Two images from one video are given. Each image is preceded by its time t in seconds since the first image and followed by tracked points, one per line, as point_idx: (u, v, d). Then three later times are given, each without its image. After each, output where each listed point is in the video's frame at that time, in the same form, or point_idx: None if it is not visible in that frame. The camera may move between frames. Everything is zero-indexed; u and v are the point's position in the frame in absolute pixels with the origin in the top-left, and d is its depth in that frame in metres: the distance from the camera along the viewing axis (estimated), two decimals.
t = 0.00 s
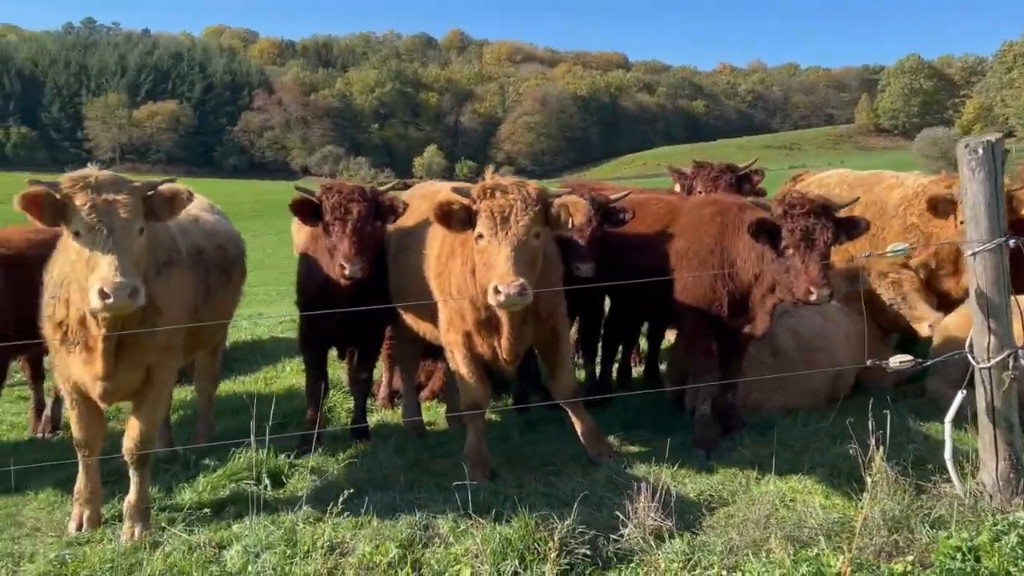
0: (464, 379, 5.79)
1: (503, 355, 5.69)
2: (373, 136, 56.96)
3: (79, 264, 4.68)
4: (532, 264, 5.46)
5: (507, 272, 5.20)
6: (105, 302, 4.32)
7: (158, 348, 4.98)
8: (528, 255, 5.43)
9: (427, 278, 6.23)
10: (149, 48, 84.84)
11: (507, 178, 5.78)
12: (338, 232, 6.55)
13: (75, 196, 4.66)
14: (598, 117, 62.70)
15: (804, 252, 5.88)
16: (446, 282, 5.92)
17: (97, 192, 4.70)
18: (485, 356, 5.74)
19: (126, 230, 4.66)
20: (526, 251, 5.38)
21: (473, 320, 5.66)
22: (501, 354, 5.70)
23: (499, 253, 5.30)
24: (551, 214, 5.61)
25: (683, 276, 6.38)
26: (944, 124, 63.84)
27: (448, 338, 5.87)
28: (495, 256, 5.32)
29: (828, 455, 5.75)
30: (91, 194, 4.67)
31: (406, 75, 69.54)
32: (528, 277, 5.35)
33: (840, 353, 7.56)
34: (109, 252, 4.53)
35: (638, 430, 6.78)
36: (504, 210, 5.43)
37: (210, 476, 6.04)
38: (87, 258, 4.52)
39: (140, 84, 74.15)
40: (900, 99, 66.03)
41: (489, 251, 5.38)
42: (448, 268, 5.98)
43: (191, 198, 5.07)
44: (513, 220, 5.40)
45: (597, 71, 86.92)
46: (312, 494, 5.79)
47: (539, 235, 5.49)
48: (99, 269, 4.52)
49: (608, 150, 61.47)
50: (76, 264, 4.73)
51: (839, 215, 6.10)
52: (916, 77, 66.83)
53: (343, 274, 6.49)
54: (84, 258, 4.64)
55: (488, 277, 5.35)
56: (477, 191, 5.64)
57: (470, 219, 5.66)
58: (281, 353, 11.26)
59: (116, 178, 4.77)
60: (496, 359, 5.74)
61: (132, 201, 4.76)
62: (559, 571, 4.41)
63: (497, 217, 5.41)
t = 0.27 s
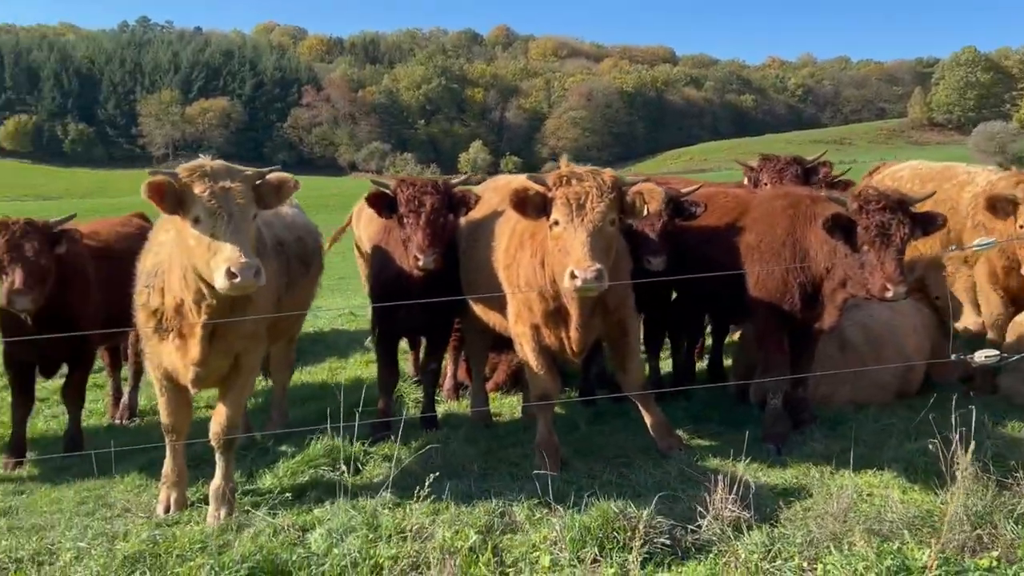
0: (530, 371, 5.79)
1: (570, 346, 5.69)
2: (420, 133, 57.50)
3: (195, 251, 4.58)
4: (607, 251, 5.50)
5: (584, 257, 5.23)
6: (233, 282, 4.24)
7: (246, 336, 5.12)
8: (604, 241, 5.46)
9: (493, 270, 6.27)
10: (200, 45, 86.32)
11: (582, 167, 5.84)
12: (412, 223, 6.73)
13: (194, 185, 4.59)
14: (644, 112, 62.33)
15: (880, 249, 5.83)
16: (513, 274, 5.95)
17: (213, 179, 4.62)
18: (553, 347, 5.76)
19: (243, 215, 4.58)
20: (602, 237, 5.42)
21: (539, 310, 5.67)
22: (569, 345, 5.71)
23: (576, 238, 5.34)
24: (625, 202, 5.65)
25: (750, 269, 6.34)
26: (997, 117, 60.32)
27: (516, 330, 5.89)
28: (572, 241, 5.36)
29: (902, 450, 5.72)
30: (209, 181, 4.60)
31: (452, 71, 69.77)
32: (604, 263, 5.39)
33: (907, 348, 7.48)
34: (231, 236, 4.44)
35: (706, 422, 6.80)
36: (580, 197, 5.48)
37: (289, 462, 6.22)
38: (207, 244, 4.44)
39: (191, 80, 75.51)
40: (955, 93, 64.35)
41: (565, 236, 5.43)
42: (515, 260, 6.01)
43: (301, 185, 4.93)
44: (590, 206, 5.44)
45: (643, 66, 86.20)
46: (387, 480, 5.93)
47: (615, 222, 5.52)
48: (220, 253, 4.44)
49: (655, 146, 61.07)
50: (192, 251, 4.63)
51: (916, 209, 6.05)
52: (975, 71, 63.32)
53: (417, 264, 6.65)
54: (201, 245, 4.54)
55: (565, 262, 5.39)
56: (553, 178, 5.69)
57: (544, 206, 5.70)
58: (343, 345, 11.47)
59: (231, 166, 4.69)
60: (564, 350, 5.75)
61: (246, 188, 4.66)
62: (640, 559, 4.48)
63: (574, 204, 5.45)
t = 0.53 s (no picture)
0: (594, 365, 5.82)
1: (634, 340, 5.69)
2: (461, 129, 57.77)
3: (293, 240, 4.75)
4: (674, 243, 5.49)
5: (651, 247, 5.22)
6: (333, 267, 4.39)
7: (321, 326, 5.28)
8: (670, 233, 5.46)
9: (556, 263, 6.29)
10: (245, 44, 87.59)
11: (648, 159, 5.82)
12: (475, 216, 6.81)
13: (292, 176, 4.78)
14: (686, 108, 61.85)
15: (958, 237, 5.76)
16: (576, 269, 5.99)
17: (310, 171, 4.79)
18: (617, 341, 5.76)
19: (340, 204, 4.74)
20: (669, 230, 5.39)
21: (604, 303, 5.70)
22: (634, 339, 5.71)
23: (641, 229, 5.34)
24: (691, 193, 5.63)
25: (816, 266, 6.31)
26: None
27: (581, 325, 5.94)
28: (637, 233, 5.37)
29: (973, 448, 5.69)
30: (306, 174, 4.77)
31: (492, 67, 69.92)
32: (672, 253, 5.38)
33: (974, 342, 7.36)
34: (329, 226, 4.63)
35: (770, 418, 6.78)
36: (645, 188, 5.47)
37: (355, 453, 6.34)
38: (306, 231, 4.61)
39: (236, 78, 76.63)
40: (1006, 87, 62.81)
41: (631, 229, 5.42)
42: (578, 256, 6.05)
43: (392, 178, 5.08)
44: (657, 198, 5.43)
45: (684, 61, 85.53)
46: (453, 472, 6.04)
47: (682, 213, 5.51)
48: (318, 241, 4.61)
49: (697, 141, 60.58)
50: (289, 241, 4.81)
51: (988, 198, 6.00)
52: None
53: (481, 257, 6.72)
54: (300, 235, 4.71)
55: (632, 253, 5.40)
56: (620, 170, 5.70)
57: (612, 199, 5.73)
58: (395, 338, 11.62)
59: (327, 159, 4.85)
60: (628, 345, 5.75)
61: (341, 180, 4.83)
62: (712, 552, 4.51)
63: (640, 195, 5.44)
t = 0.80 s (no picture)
0: (647, 361, 5.78)
1: (691, 336, 5.67)
2: (493, 127, 57.93)
3: (358, 234, 5.00)
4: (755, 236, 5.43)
5: (744, 241, 5.15)
6: (399, 263, 4.66)
7: (379, 320, 5.46)
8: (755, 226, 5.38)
9: (610, 256, 6.16)
10: (279, 43, 88.54)
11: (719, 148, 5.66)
12: (525, 208, 6.79)
13: (359, 173, 5.02)
14: (720, 104, 61.39)
15: None
16: (632, 265, 5.88)
17: (375, 168, 5.03)
18: (671, 336, 5.72)
19: (404, 201, 4.99)
20: (758, 222, 5.33)
21: (662, 299, 5.64)
22: (689, 334, 5.70)
23: (735, 222, 5.23)
24: (768, 186, 5.53)
25: (872, 261, 6.17)
26: None
27: (632, 320, 5.86)
28: (726, 225, 5.25)
29: None
30: (372, 170, 5.01)
31: (524, 65, 69.88)
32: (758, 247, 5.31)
33: None
34: (394, 220, 4.86)
35: (823, 416, 6.71)
36: (734, 179, 5.32)
37: (406, 447, 6.38)
38: (373, 226, 4.86)
39: (271, 78, 77.36)
40: None
41: (718, 221, 5.32)
42: (635, 251, 5.92)
43: (454, 176, 5.31)
44: (744, 190, 5.31)
45: (718, 58, 84.83)
46: (504, 467, 6.05)
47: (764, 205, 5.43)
48: (383, 236, 4.86)
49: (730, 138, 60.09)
50: (354, 235, 5.06)
51: None
52: None
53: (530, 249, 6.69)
54: (365, 229, 4.96)
55: (718, 247, 5.28)
56: (699, 159, 5.51)
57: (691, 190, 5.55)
58: (437, 334, 11.67)
59: (392, 156, 5.09)
60: (682, 340, 5.74)
61: (404, 176, 5.06)
62: (772, 549, 4.48)
63: (731, 186, 5.29)
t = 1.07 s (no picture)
0: (698, 360, 5.48)
1: (747, 335, 5.37)
2: (517, 127, 57.95)
3: (408, 238, 5.01)
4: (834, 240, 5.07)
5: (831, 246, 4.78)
6: (448, 270, 4.69)
7: (425, 317, 5.47)
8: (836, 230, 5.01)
9: (664, 253, 5.80)
10: (305, 43, 89.10)
11: (795, 147, 5.24)
12: (569, 200, 6.78)
13: (410, 175, 5.03)
14: (746, 103, 60.85)
15: None
16: (687, 261, 5.51)
17: (426, 170, 5.04)
18: (724, 335, 5.41)
19: (453, 204, 5.01)
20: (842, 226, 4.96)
21: (720, 297, 5.30)
22: (745, 334, 5.40)
23: (820, 226, 4.84)
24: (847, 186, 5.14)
25: (924, 259, 6.07)
26: None
27: (682, 317, 5.53)
28: (809, 228, 4.88)
29: None
30: (423, 173, 5.02)
31: (549, 64, 69.70)
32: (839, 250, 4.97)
33: None
34: (444, 225, 4.88)
35: (870, 417, 6.59)
36: (817, 181, 4.91)
37: (449, 444, 6.36)
38: (423, 230, 4.87)
39: (297, 78, 77.79)
40: None
41: (802, 226, 4.90)
42: (691, 247, 5.54)
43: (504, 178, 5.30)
44: (830, 193, 4.92)
45: (745, 56, 84.12)
46: (548, 464, 6.02)
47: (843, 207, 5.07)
48: (432, 241, 4.87)
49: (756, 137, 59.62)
50: (402, 237, 5.07)
51: None
52: None
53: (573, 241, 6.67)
54: (414, 233, 4.97)
55: (801, 253, 4.88)
56: (781, 161, 5.05)
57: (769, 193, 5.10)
58: (470, 332, 11.65)
59: (441, 158, 5.09)
60: (735, 339, 5.44)
61: (453, 179, 5.07)
62: (828, 550, 4.41)
63: (816, 188, 4.89)
